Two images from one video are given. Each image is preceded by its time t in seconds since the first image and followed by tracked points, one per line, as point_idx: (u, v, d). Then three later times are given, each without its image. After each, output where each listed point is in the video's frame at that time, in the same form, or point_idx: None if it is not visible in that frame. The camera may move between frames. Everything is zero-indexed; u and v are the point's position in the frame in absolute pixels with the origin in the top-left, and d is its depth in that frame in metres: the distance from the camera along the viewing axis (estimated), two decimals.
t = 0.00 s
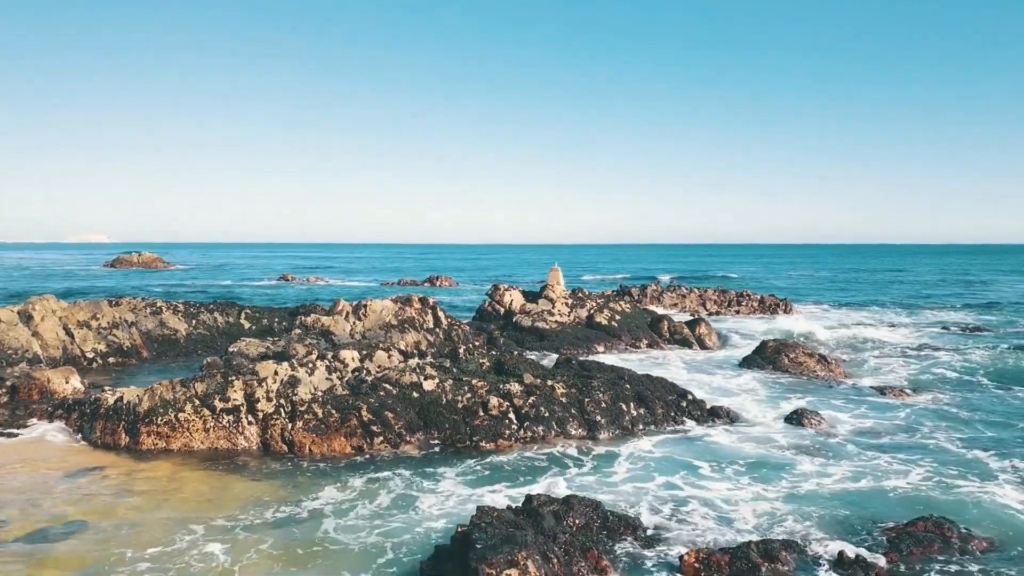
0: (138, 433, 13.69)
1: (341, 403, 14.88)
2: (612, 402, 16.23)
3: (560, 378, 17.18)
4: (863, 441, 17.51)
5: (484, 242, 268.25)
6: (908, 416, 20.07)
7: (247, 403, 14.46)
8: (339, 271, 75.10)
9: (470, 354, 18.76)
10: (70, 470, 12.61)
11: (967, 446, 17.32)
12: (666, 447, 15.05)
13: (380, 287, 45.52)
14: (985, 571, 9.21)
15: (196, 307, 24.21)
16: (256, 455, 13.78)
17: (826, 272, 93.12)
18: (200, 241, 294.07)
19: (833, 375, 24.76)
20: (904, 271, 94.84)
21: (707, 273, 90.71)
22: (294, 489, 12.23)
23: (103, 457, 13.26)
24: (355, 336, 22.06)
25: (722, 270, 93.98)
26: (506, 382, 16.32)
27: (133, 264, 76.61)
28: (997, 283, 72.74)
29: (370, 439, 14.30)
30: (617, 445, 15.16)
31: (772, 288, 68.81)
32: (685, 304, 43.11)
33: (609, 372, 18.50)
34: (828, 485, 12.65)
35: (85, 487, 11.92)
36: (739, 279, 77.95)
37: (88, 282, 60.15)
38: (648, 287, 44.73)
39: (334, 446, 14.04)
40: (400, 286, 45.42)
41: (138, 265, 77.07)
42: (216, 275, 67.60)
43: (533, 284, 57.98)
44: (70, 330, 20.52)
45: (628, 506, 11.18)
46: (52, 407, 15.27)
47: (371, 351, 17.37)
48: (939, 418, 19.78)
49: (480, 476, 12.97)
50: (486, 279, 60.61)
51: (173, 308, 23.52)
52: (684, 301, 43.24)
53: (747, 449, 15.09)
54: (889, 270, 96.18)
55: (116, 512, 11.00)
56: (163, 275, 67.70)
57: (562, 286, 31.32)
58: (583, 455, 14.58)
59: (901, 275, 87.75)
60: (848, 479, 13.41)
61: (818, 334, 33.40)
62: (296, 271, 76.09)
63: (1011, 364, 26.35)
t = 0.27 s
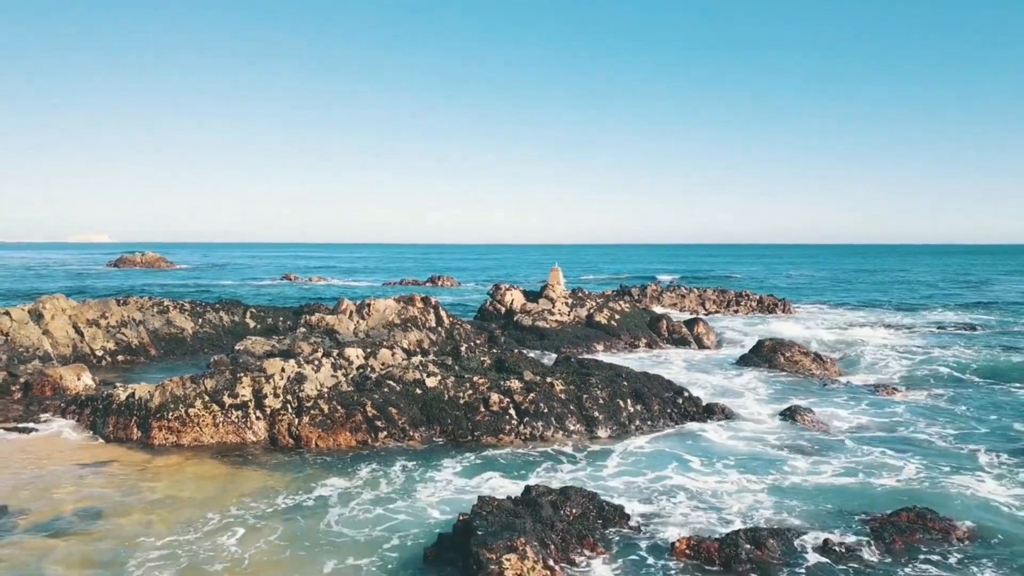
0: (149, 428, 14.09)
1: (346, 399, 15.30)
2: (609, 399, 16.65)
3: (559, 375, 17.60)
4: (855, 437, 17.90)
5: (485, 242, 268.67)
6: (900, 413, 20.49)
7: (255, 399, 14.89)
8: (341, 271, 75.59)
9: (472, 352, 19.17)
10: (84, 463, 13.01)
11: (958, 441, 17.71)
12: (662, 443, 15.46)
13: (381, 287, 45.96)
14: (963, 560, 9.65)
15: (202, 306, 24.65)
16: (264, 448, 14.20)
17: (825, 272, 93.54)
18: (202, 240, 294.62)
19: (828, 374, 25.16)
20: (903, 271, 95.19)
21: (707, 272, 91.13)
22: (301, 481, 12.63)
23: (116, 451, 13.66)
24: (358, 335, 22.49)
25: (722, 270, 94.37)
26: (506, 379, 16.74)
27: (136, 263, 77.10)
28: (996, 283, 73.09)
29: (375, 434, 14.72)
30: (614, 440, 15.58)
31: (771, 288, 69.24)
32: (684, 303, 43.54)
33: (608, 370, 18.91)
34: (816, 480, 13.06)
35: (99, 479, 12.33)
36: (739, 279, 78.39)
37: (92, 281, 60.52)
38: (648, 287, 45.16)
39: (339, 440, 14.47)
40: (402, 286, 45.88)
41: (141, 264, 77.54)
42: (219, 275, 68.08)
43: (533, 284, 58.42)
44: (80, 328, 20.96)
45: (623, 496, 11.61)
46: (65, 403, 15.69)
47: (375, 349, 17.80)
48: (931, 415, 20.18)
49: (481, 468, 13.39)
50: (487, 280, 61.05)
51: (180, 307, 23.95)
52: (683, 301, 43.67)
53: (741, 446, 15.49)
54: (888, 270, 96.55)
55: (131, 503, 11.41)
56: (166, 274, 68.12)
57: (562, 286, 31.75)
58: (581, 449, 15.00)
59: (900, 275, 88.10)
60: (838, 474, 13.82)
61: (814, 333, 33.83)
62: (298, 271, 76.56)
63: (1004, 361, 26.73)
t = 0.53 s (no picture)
0: (162, 422, 14.53)
1: (352, 394, 15.75)
2: (608, 395, 17.08)
3: (559, 372, 18.04)
4: (848, 432, 18.32)
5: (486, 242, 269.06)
6: (894, 409, 20.90)
7: (264, 394, 15.34)
8: (344, 271, 76.07)
9: (474, 350, 19.60)
10: (100, 455, 13.45)
11: (950, 437, 18.10)
12: (659, 438, 15.90)
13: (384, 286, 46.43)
14: (944, 547, 10.10)
15: (209, 304, 25.10)
16: (273, 442, 14.65)
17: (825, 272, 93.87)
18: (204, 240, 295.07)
19: (824, 371, 25.58)
20: (903, 271, 95.53)
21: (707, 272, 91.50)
22: (309, 472, 13.07)
23: (130, 444, 14.10)
24: (363, 333, 22.94)
25: (722, 270, 94.75)
26: (508, 375, 17.18)
27: (140, 263, 77.64)
28: (994, 283, 73.47)
29: (380, 428, 15.17)
30: (613, 435, 16.01)
31: (771, 288, 69.64)
32: (684, 303, 43.98)
33: (607, 367, 19.34)
34: (805, 473, 13.48)
35: (115, 470, 12.77)
36: (739, 279, 78.78)
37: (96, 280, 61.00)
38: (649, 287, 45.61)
39: (346, 434, 14.91)
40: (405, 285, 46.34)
41: (145, 263, 78.07)
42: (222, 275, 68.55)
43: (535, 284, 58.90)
44: (90, 326, 21.42)
45: (620, 487, 12.07)
46: (79, 398, 16.13)
47: (380, 347, 18.25)
48: (923, 411, 20.60)
49: (484, 461, 13.83)
50: (489, 279, 61.54)
51: (187, 306, 24.40)
52: (683, 300, 44.11)
53: (735, 441, 15.91)
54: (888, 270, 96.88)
55: (147, 493, 11.85)
56: (169, 274, 68.61)
57: (563, 285, 32.18)
58: (581, 443, 15.43)
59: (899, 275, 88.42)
60: (829, 468, 14.25)
61: (812, 332, 34.25)
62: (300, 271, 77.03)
63: (997, 361, 27.15)
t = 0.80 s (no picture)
0: (174, 417, 14.98)
1: (359, 390, 16.21)
2: (608, 391, 17.53)
3: (560, 368, 18.49)
4: (841, 428, 18.76)
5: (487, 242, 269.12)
6: (887, 406, 21.33)
7: (274, 390, 15.80)
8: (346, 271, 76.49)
9: (477, 347, 20.06)
10: (117, 448, 13.91)
11: (942, 432, 18.54)
12: (657, 433, 16.34)
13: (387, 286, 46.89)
14: (928, 533, 10.58)
15: (216, 303, 25.55)
16: (282, 435, 15.11)
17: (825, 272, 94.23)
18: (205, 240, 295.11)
19: (820, 369, 26.02)
20: (902, 271, 95.87)
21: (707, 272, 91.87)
22: (318, 463, 13.52)
23: (145, 438, 14.56)
24: (367, 331, 23.40)
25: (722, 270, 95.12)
26: (510, 371, 17.63)
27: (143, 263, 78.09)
28: (993, 283, 73.76)
29: (386, 422, 15.63)
30: (612, 429, 16.46)
31: (771, 287, 70.03)
32: (684, 302, 44.41)
33: (606, 364, 19.79)
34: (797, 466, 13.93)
35: (131, 462, 13.22)
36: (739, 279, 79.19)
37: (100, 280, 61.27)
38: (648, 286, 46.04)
39: (353, 428, 15.38)
40: (408, 284, 46.77)
41: (148, 263, 78.55)
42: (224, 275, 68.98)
43: (536, 284, 59.35)
44: (101, 324, 21.89)
45: (618, 478, 12.54)
46: (93, 394, 16.58)
47: (385, 344, 18.71)
48: (916, 407, 21.03)
49: (487, 454, 14.28)
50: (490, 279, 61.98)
51: (195, 304, 24.84)
52: (683, 299, 44.54)
53: (731, 437, 16.36)
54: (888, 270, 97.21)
55: (163, 482, 12.30)
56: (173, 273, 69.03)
57: (564, 284, 32.63)
58: (581, 437, 15.88)
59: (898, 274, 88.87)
60: (821, 461, 14.69)
61: (810, 331, 34.68)
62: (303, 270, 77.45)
63: (991, 359, 27.63)
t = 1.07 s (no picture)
0: (186, 411, 15.41)
1: (365, 386, 16.65)
2: (607, 387, 17.98)
3: (561, 365, 18.93)
4: (835, 424, 19.22)
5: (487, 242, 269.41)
6: (880, 402, 21.79)
7: (283, 386, 16.25)
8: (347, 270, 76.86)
9: (479, 345, 20.51)
10: (131, 441, 14.35)
11: (933, 427, 19.00)
12: (654, 429, 16.79)
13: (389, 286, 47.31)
14: (914, 523, 11.03)
15: (222, 302, 25.99)
16: (291, 430, 15.55)
17: (823, 272, 94.68)
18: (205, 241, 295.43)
19: (816, 368, 26.47)
20: (900, 271, 96.27)
21: (706, 272, 92.26)
22: (326, 456, 13.94)
23: (158, 432, 14.99)
24: (371, 329, 23.85)
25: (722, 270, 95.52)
26: (511, 368, 18.08)
27: (146, 263, 78.50)
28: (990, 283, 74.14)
29: (392, 417, 16.08)
30: (611, 425, 16.91)
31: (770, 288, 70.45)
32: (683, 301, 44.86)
33: (606, 361, 20.23)
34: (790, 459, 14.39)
35: (145, 455, 13.64)
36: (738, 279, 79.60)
37: (104, 279, 61.60)
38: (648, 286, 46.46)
39: (360, 423, 15.83)
40: (410, 284, 47.18)
41: (150, 263, 78.96)
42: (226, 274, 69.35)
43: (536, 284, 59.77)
44: (110, 322, 22.35)
45: (616, 469, 13.00)
46: (105, 389, 17.02)
47: (390, 342, 19.17)
48: (909, 404, 21.48)
49: (490, 447, 14.74)
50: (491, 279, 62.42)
51: (201, 303, 25.28)
52: (682, 299, 44.97)
53: (726, 433, 16.80)
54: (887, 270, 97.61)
55: (177, 474, 12.73)
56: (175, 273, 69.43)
57: (564, 284, 33.07)
58: (580, 431, 16.33)
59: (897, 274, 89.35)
60: (813, 455, 15.15)
61: (807, 331, 35.12)
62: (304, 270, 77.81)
63: (984, 358, 28.10)
